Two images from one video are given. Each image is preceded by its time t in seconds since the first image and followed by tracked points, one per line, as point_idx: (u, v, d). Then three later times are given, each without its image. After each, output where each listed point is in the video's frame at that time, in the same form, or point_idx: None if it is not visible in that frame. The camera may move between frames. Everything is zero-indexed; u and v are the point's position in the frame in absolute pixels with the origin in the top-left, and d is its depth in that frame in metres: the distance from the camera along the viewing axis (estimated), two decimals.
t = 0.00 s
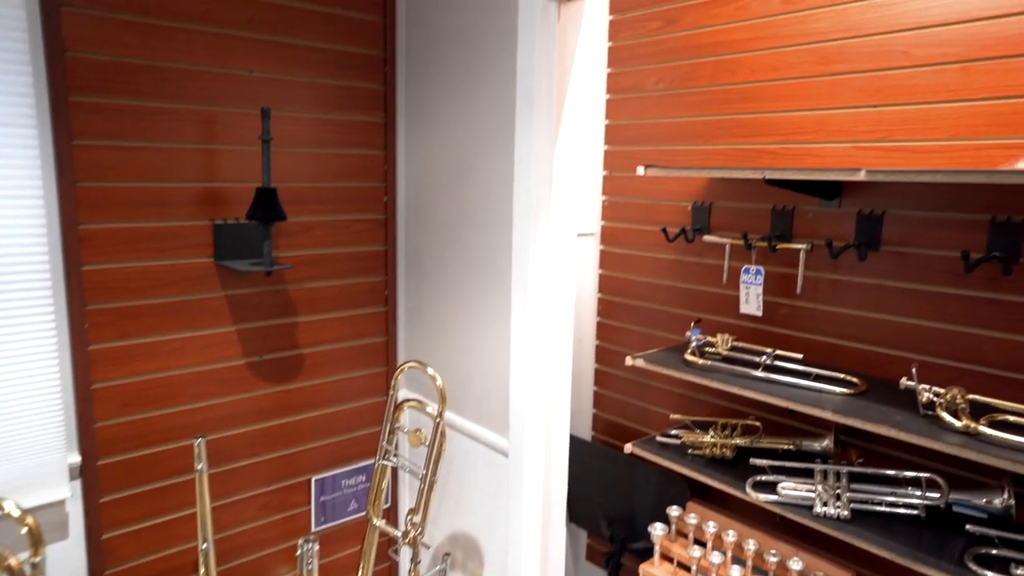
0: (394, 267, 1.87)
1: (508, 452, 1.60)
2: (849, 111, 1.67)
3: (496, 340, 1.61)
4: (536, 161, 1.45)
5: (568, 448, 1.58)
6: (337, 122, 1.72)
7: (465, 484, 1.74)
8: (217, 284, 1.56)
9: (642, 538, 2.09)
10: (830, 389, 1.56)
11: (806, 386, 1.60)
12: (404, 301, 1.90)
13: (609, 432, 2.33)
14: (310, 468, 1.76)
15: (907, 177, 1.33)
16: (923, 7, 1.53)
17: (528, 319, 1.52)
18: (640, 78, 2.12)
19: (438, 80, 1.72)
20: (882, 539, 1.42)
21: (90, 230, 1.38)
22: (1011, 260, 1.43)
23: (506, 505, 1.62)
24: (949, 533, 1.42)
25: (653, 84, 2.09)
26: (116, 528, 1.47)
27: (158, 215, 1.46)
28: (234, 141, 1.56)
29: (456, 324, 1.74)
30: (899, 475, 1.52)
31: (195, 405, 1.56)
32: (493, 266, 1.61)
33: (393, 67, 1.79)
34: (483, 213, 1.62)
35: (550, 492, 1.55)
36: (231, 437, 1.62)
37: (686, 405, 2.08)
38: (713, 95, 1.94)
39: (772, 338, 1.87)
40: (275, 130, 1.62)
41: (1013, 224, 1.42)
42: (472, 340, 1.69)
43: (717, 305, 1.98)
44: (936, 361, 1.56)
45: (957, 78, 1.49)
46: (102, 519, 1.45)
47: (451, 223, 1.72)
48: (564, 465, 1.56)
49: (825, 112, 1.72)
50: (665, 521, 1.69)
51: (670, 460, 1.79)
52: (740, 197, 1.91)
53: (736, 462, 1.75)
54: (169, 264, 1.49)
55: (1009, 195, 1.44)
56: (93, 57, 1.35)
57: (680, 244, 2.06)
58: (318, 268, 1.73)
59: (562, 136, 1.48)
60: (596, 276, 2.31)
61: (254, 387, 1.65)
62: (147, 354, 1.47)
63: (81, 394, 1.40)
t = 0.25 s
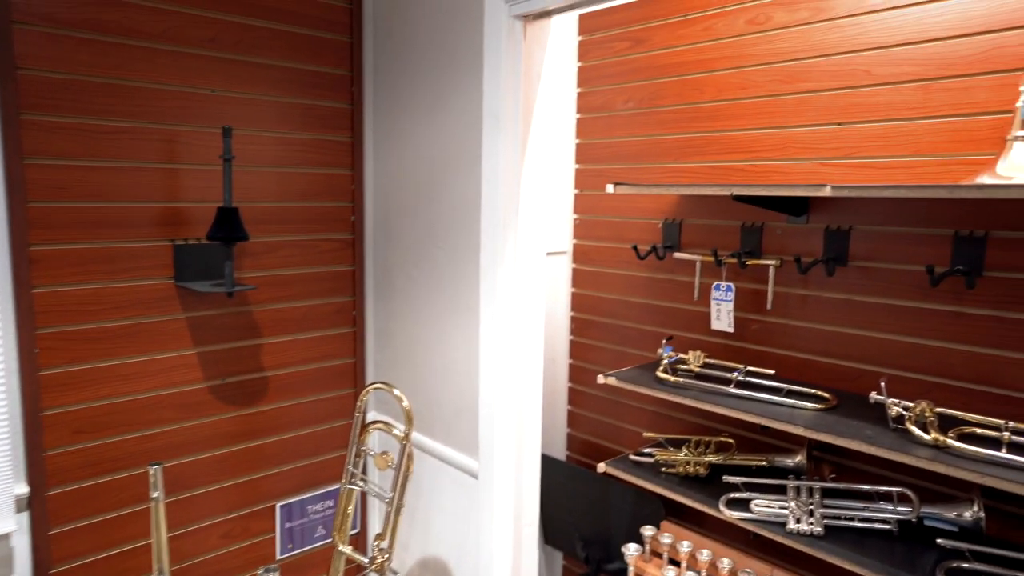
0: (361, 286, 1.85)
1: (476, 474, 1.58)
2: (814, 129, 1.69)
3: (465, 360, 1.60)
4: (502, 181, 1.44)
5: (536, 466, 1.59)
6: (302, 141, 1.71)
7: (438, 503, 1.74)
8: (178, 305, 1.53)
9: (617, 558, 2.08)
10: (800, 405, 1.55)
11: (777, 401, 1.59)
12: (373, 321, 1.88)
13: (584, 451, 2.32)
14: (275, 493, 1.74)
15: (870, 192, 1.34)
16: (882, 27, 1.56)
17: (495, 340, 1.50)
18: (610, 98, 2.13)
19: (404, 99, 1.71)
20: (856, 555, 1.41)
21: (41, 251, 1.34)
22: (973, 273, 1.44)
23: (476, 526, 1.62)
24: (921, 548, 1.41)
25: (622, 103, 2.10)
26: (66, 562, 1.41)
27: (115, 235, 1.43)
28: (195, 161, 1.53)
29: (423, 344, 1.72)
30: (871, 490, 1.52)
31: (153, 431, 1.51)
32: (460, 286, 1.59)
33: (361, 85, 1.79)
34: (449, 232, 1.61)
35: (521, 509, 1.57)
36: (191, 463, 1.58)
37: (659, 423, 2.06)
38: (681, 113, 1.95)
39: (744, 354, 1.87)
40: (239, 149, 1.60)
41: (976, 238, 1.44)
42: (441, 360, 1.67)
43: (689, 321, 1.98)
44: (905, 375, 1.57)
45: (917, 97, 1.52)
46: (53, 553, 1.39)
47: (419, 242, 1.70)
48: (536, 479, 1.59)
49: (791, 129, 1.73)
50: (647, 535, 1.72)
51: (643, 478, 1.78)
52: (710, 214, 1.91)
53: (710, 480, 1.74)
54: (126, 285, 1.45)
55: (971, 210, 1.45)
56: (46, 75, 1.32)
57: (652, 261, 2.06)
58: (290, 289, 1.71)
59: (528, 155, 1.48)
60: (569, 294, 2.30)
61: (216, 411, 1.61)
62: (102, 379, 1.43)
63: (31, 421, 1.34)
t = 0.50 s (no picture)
0: (321, 289, 1.84)
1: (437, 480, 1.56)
2: (778, 129, 1.68)
3: (426, 364, 1.58)
4: (461, 182, 1.42)
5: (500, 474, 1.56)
6: (256, 139, 1.68)
7: (400, 510, 1.70)
8: (127, 309, 1.49)
9: (585, 563, 2.08)
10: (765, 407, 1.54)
11: (742, 403, 1.58)
12: (333, 327, 1.87)
13: (554, 455, 2.30)
14: (231, 501, 1.72)
15: (830, 190, 1.32)
16: (844, 27, 1.55)
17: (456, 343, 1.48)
18: (577, 98, 2.11)
19: (364, 98, 1.68)
20: (821, 558, 1.39)
21: None
22: (933, 273, 1.44)
23: (437, 533, 1.60)
24: (884, 549, 1.40)
25: (588, 104, 2.08)
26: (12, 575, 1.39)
27: (60, 237, 1.39)
28: (143, 159, 1.50)
29: (385, 348, 1.70)
30: (835, 492, 1.51)
31: (101, 439, 1.48)
32: (421, 289, 1.57)
33: (319, 84, 1.77)
34: (409, 234, 1.58)
35: (484, 514, 1.55)
36: (144, 471, 1.55)
37: (627, 426, 2.05)
38: (647, 114, 1.94)
39: (710, 356, 1.86)
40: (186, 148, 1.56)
41: (937, 238, 1.43)
42: (402, 364, 1.65)
43: (656, 323, 1.96)
44: (869, 376, 1.56)
45: (878, 97, 1.51)
46: None
47: (379, 244, 1.68)
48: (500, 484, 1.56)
49: (755, 130, 1.73)
50: (610, 541, 1.70)
51: (610, 483, 1.75)
52: (675, 215, 1.90)
53: (676, 483, 1.72)
54: (71, 288, 1.41)
55: (931, 209, 1.45)
56: None
57: (618, 263, 2.04)
58: (240, 292, 1.68)
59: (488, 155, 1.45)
60: (537, 297, 2.28)
61: (169, 419, 1.59)
62: (45, 386, 1.39)
63: None
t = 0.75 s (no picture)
0: (286, 294, 1.83)
1: (401, 487, 1.55)
2: (745, 132, 1.68)
3: (389, 370, 1.56)
4: (422, 185, 1.41)
5: (466, 480, 1.54)
6: (216, 143, 1.67)
7: (365, 516, 1.68)
8: (81, 316, 1.47)
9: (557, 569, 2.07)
10: (731, 411, 1.53)
11: (708, 408, 1.56)
12: (299, 332, 1.85)
13: (527, 460, 2.29)
14: (195, 510, 1.71)
15: (793, 195, 1.28)
16: (808, 30, 1.55)
17: (418, 349, 1.47)
18: (547, 100, 2.10)
19: (328, 100, 1.66)
20: (784, 563, 1.39)
21: None
22: (896, 277, 1.43)
23: (401, 540, 1.58)
24: (848, 554, 1.40)
25: (558, 106, 2.07)
26: None
27: (9, 242, 1.37)
28: (97, 164, 1.48)
29: (349, 354, 1.68)
30: (801, 496, 1.50)
31: (55, 449, 1.46)
32: (384, 294, 1.56)
33: (281, 86, 1.76)
34: (373, 238, 1.57)
35: (448, 522, 1.53)
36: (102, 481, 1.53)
37: (598, 430, 2.04)
38: (617, 116, 1.93)
39: (679, 360, 1.85)
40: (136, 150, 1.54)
41: (900, 242, 1.42)
42: (367, 369, 1.63)
43: (626, 327, 1.95)
44: (834, 380, 1.56)
45: (842, 100, 1.51)
46: None
47: (343, 249, 1.67)
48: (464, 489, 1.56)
49: (722, 132, 1.72)
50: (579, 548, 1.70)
51: (578, 489, 1.74)
52: (645, 218, 1.89)
53: (644, 488, 1.72)
54: (22, 296, 1.39)
55: (894, 213, 1.44)
56: None
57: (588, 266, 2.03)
58: (202, 299, 1.67)
59: (449, 158, 1.43)
60: (509, 300, 2.27)
61: (127, 427, 1.56)
62: None
63: None
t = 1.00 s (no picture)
0: (254, 296, 1.80)
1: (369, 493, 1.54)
2: (718, 132, 1.66)
3: (357, 372, 1.56)
4: (388, 186, 1.40)
5: (433, 485, 1.53)
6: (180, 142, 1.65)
7: (334, 520, 1.67)
8: (39, 320, 1.45)
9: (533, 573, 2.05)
10: (704, 415, 1.51)
11: (680, 411, 1.55)
12: (268, 335, 1.82)
13: (504, 463, 2.27)
14: (164, 516, 1.68)
15: (765, 197, 1.27)
16: (780, 30, 1.53)
17: (385, 352, 1.46)
18: (522, 100, 2.08)
19: (295, 100, 1.65)
20: (755, 568, 1.37)
21: None
22: (866, 279, 1.42)
23: (369, 546, 1.57)
24: (819, 559, 1.39)
25: (533, 106, 2.05)
26: None
27: None
28: (54, 163, 1.45)
29: (317, 357, 1.67)
30: (773, 500, 1.49)
31: (13, 456, 1.43)
32: (351, 296, 1.55)
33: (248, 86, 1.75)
34: (341, 239, 1.55)
35: (417, 526, 1.52)
36: (65, 489, 1.51)
37: (574, 433, 2.02)
38: (591, 116, 1.91)
39: (654, 362, 1.83)
40: (96, 150, 1.52)
41: (871, 243, 1.42)
42: (335, 372, 1.62)
43: (601, 329, 1.94)
44: (805, 382, 1.55)
45: (813, 101, 1.50)
46: None
47: (311, 250, 1.65)
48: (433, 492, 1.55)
49: (695, 133, 1.70)
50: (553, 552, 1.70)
51: (551, 493, 1.72)
52: (619, 219, 1.87)
53: (617, 493, 1.70)
54: None
55: (866, 215, 1.43)
56: None
57: (564, 267, 2.01)
58: (164, 302, 1.65)
59: (416, 159, 1.42)
60: (485, 301, 2.25)
61: (90, 433, 1.54)
62: None
63: None
